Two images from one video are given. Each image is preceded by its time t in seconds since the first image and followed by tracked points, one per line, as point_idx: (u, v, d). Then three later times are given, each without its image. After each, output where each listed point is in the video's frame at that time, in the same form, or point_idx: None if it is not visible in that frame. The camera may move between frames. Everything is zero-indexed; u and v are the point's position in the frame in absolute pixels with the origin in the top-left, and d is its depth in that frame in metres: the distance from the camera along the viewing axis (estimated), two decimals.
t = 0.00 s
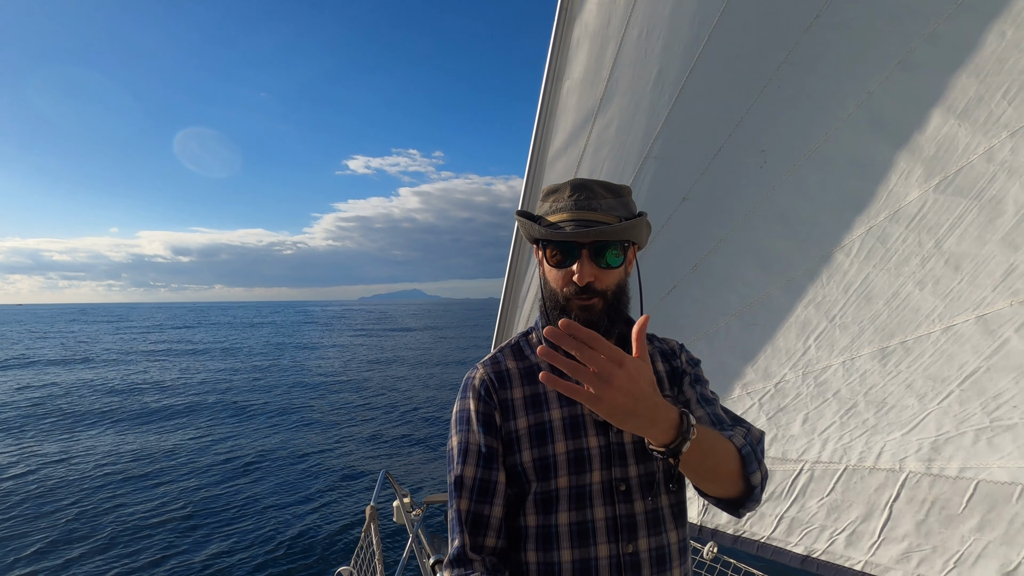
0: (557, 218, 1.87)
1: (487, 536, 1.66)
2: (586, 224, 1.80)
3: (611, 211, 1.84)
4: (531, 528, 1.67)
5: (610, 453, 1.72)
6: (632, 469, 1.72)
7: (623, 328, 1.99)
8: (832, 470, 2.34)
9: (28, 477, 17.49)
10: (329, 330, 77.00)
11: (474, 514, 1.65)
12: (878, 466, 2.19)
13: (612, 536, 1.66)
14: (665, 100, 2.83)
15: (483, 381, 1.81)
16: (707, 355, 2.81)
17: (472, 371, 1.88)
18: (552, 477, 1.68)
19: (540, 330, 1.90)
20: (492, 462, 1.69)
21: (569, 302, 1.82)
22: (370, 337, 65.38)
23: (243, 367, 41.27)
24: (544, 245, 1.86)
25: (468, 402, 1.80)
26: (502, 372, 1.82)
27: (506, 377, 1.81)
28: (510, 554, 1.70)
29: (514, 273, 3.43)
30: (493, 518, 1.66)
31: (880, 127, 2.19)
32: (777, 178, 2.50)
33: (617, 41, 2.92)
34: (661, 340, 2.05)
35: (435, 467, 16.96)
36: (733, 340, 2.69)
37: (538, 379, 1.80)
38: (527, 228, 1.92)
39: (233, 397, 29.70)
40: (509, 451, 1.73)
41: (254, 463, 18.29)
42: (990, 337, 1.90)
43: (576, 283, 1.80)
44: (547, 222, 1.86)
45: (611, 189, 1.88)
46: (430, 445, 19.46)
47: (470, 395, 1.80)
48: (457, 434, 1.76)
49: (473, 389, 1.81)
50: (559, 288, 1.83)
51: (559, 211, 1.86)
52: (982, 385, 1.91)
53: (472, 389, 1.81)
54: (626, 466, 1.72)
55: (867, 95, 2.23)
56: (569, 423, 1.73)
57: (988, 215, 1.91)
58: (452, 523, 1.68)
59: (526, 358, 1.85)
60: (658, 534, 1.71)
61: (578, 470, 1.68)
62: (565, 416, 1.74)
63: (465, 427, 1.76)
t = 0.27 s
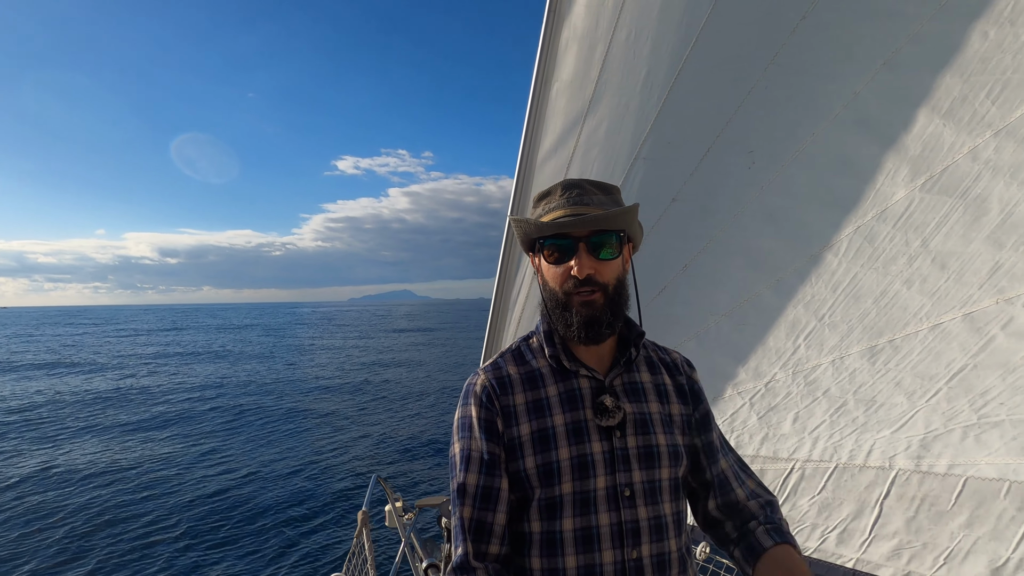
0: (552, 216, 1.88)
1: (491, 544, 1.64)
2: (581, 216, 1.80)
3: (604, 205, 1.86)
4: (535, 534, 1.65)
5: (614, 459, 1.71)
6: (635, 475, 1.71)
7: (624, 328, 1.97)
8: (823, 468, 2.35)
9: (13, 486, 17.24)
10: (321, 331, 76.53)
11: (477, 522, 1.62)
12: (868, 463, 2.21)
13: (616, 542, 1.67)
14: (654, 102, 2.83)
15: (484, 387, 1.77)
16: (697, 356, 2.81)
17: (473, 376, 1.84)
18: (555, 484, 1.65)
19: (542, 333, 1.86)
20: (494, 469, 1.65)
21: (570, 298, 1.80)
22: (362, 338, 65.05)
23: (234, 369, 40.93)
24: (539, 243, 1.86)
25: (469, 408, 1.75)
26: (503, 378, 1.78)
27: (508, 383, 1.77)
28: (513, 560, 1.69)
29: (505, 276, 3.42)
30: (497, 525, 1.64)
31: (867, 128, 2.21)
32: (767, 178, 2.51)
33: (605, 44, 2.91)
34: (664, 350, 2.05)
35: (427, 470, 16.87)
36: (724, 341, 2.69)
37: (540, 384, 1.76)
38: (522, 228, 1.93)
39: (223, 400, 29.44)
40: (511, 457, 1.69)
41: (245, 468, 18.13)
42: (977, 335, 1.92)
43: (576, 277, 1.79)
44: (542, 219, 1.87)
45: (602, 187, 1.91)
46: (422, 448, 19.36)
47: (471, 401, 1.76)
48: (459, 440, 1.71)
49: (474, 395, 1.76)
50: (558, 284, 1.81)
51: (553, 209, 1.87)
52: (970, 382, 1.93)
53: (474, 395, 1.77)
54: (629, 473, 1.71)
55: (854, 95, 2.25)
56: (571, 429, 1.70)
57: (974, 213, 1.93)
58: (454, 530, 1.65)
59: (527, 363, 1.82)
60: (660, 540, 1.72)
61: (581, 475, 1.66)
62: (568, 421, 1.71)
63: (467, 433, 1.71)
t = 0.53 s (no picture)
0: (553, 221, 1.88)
1: (491, 551, 1.66)
2: (583, 219, 1.80)
3: (607, 208, 1.86)
4: (536, 543, 1.65)
5: (617, 471, 1.70)
6: (638, 487, 1.71)
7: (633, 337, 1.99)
8: (813, 465, 2.36)
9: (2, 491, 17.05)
10: (313, 330, 76.10)
11: (478, 529, 1.65)
12: (857, 461, 2.22)
13: (617, 555, 1.66)
14: (643, 101, 2.82)
15: (486, 393, 1.76)
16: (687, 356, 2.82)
17: (476, 382, 1.83)
18: (556, 494, 1.65)
19: (545, 339, 1.85)
20: (496, 477, 1.67)
21: (572, 303, 1.80)
22: (355, 336, 64.75)
23: (225, 368, 40.63)
24: (542, 246, 1.86)
25: (472, 414, 1.75)
26: (505, 384, 1.77)
27: (510, 390, 1.76)
28: (512, 567, 1.70)
29: (496, 276, 3.41)
30: (498, 533, 1.66)
31: (853, 127, 2.22)
32: (756, 179, 2.51)
33: (593, 42, 2.90)
34: (670, 360, 2.05)
35: (420, 471, 16.83)
36: (716, 342, 2.69)
37: (543, 391, 1.75)
38: (525, 231, 1.93)
39: (215, 400, 29.22)
40: (512, 465, 1.69)
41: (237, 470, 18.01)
42: (962, 332, 1.93)
43: (577, 281, 1.79)
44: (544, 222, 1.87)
45: (604, 190, 1.91)
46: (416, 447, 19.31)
47: (474, 408, 1.76)
48: (462, 446, 1.73)
49: (475, 401, 1.76)
50: (560, 288, 1.82)
51: (556, 213, 1.87)
52: (956, 379, 1.95)
53: (476, 401, 1.77)
54: (632, 485, 1.70)
55: (840, 94, 2.26)
56: (574, 439, 1.69)
57: (959, 212, 1.94)
58: (457, 538, 1.68)
59: (530, 369, 1.81)
60: (662, 555, 1.71)
61: (582, 486, 1.65)
62: (571, 431, 1.69)
63: (469, 440, 1.72)
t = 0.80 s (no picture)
0: (558, 222, 1.88)
1: (493, 550, 1.66)
2: (590, 221, 1.80)
3: (613, 210, 1.85)
4: (539, 542, 1.65)
5: (619, 467, 1.70)
6: (640, 484, 1.71)
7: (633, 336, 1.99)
8: (808, 460, 2.37)
9: None
10: (307, 330, 75.93)
11: (480, 529, 1.65)
12: (853, 455, 2.23)
13: (620, 551, 1.66)
14: (638, 100, 2.82)
15: (487, 393, 1.75)
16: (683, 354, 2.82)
17: (476, 381, 1.82)
18: (559, 492, 1.65)
19: (546, 339, 1.85)
20: (497, 477, 1.66)
21: (576, 304, 1.80)
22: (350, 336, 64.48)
23: (219, 369, 40.34)
24: (546, 247, 1.86)
25: (473, 414, 1.75)
26: (506, 383, 1.77)
27: (511, 388, 1.75)
28: (514, 566, 1.70)
29: (492, 276, 3.40)
30: (499, 532, 1.66)
31: (847, 125, 2.22)
32: (751, 176, 2.52)
33: (588, 41, 2.87)
34: (669, 357, 2.06)
35: (417, 469, 16.85)
36: (712, 338, 2.69)
37: (544, 390, 1.75)
38: (529, 232, 1.92)
39: (209, 401, 29.02)
40: (514, 465, 1.68)
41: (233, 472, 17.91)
42: (956, 326, 1.95)
43: (582, 284, 1.79)
44: (548, 224, 1.87)
45: (610, 192, 1.91)
46: (412, 447, 19.27)
47: (474, 408, 1.76)
48: (462, 447, 1.73)
49: (476, 401, 1.75)
50: (564, 291, 1.81)
51: (561, 214, 1.86)
52: (949, 373, 1.96)
53: (477, 401, 1.76)
54: (634, 481, 1.70)
55: (833, 92, 2.26)
56: (576, 437, 1.69)
57: (952, 207, 1.95)
58: (458, 538, 1.68)
59: (531, 368, 1.81)
60: (664, 550, 1.72)
61: (585, 483, 1.65)
62: (573, 429, 1.70)
63: (470, 440, 1.72)
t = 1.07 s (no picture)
0: (554, 217, 1.88)
1: (490, 541, 1.65)
2: (585, 217, 1.80)
3: (609, 207, 1.86)
4: (535, 533, 1.65)
5: (613, 458, 1.70)
6: (634, 474, 1.71)
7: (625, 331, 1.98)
8: (805, 457, 2.38)
9: None
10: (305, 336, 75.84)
11: (477, 519, 1.64)
12: (849, 452, 2.24)
13: (615, 541, 1.66)
14: (634, 100, 2.84)
15: (483, 385, 1.76)
16: (681, 351, 2.82)
17: (472, 374, 1.83)
18: (555, 482, 1.65)
19: (542, 333, 1.86)
20: (494, 467, 1.66)
21: (570, 300, 1.80)
22: (348, 341, 64.28)
23: (217, 376, 40.17)
24: (542, 243, 1.86)
25: (469, 406, 1.75)
26: (503, 376, 1.78)
27: (508, 381, 1.77)
28: (511, 558, 1.70)
29: (489, 275, 3.39)
30: (496, 523, 1.65)
31: (841, 123, 2.24)
32: (747, 172, 2.53)
33: (584, 42, 2.90)
34: (662, 352, 2.07)
35: (416, 472, 16.84)
36: (708, 334, 2.70)
37: (539, 382, 1.76)
38: (525, 228, 1.93)
39: (207, 407, 28.90)
40: (511, 456, 1.69)
41: (230, 477, 17.86)
42: (951, 323, 1.96)
43: (576, 278, 1.79)
44: (545, 219, 1.87)
45: (607, 188, 1.91)
46: (411, 451, 19.24)
47: (471, 399, 1.76)
48: (458, 438, 1.73)
49: (473, 393, 1.75)
50: (560, 286, 1.81)
51: (557, 210, 1.86)
52: (945, 370, 1.97)
53: (473, 392, 1.77)
54: (629, 472, 1.71)
55: (827, 91, 2.28)
56: (571, 428, 1.70)
57: (946, 204, 1.97)
58: (454, 529, 1.67)
59: (527, 361, 1.82)
60: (659, 540, 1.71)
61: (581, 474, 1.66)
62: (568, 420, 1.71)
63: (466, 431, 1.72)
